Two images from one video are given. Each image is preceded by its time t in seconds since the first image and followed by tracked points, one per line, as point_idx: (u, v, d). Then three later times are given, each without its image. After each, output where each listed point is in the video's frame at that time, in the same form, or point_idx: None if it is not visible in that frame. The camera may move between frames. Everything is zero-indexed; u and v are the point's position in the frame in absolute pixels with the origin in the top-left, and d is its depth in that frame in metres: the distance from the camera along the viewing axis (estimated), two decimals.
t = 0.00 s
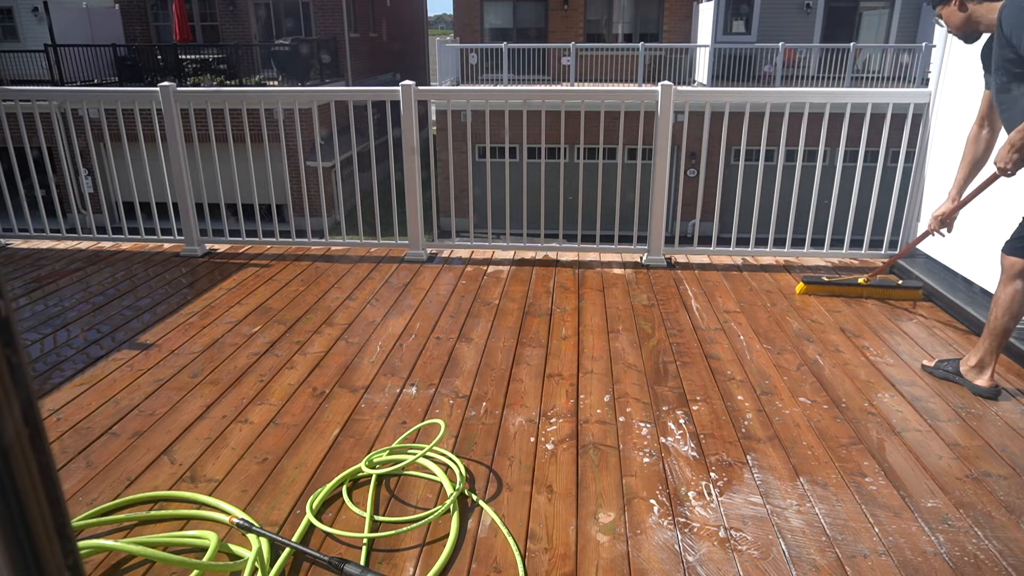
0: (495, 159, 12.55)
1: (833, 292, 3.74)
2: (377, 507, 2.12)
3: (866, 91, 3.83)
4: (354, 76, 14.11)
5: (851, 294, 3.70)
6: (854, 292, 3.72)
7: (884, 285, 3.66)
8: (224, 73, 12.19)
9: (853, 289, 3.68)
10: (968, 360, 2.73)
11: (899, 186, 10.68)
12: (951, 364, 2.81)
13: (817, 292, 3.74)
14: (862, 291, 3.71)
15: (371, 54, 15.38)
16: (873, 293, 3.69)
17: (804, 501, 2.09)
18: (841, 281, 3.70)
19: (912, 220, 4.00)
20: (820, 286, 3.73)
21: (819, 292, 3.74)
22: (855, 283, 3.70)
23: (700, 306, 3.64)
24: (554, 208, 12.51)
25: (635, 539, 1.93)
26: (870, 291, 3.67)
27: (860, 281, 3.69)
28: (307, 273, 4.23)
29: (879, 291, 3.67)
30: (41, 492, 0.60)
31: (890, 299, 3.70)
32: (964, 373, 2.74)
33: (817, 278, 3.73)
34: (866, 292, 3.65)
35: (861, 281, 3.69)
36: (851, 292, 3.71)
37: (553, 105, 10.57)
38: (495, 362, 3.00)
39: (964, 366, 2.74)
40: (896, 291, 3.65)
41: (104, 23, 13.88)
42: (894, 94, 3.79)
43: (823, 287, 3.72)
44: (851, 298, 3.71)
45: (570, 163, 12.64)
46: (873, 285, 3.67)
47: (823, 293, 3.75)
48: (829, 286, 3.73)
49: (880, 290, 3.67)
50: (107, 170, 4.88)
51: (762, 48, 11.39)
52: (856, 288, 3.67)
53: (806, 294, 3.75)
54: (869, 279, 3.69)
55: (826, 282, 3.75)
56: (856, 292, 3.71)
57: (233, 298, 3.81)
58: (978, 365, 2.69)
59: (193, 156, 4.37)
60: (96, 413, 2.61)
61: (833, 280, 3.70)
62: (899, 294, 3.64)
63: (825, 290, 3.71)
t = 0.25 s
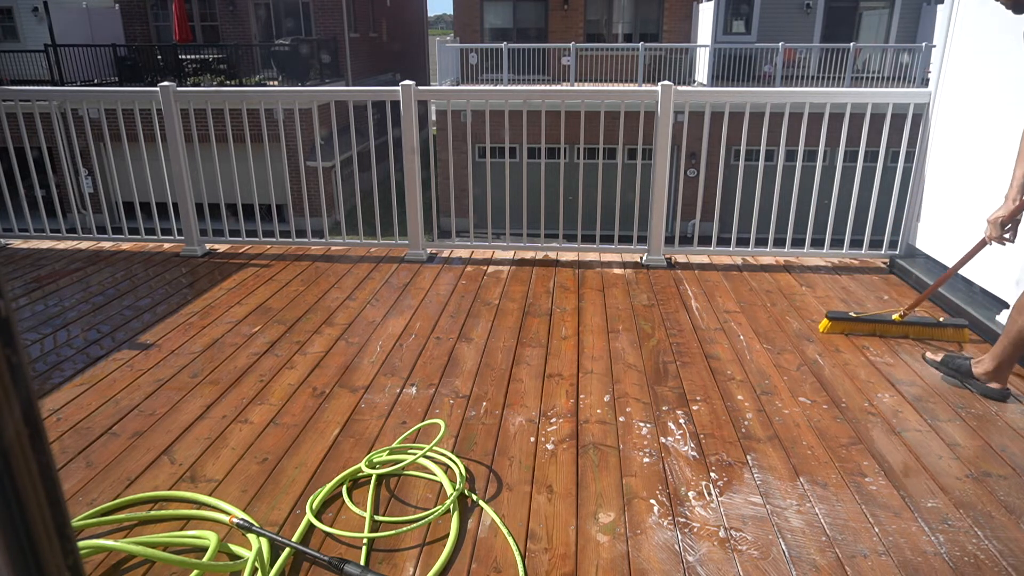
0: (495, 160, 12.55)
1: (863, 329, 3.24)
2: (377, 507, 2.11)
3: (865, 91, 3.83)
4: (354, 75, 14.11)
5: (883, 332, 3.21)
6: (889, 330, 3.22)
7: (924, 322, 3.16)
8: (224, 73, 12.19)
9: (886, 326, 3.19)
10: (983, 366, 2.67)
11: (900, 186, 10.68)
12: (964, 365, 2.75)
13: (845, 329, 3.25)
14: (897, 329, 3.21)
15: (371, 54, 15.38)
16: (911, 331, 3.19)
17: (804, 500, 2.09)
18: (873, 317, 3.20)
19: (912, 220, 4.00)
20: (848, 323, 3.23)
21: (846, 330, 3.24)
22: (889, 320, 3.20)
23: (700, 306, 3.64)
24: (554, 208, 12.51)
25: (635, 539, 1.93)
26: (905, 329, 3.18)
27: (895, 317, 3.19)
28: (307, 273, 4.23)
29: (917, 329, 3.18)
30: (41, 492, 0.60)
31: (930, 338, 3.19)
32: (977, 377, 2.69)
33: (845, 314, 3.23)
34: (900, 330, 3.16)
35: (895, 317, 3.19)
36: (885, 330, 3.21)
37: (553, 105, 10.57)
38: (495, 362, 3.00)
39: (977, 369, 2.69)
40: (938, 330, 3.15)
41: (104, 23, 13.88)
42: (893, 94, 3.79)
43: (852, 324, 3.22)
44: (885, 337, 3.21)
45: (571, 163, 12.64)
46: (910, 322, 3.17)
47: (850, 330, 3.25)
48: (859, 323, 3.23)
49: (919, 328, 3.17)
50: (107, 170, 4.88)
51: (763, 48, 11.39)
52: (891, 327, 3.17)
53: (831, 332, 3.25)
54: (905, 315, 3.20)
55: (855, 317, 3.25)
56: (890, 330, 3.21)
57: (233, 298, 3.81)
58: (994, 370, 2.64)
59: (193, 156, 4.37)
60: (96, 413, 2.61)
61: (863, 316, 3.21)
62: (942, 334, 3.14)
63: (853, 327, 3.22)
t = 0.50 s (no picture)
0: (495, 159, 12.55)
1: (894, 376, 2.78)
2: (377, 507, 2.12)
3: (865, 91, 3.83)
4: (354, 75, 14.11)
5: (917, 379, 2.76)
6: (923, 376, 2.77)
7: (963, 366, 2.72)
8: (224, 73, 12.20)
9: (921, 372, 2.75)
10: None
11: (900, 187, 10.68)
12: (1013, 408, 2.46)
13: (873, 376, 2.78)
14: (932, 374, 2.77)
15: (371, 54, 15.38)
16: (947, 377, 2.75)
17: (804, 500, 2.09)
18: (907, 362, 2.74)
19: (912, 220, 4.00)
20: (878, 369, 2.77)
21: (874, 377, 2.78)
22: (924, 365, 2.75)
23: (700, 306, 3.63)
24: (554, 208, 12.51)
25: (635, 539, 1.93)
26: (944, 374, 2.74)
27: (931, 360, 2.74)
28: (307, 273, 4.23)
29: (957, 374, 2.74)
30: (41, 492, 0.60)
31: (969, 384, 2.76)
32: None
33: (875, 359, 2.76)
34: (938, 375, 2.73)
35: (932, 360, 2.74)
36: (919, 377, 2.76)
37: (553, 105, 10.57)
38: (495, 362, 3.00)
39: None
40: (978, 374, 2.73)
41: (104, 23, 13.89)
42: (893, 94, 3.80)
43: (881, 370, 2.76)
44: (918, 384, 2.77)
45: (571, 163, 12.64)
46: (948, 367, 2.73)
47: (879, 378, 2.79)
48: (890, 369, 2.76)
49: (957, 372, 2.74)
50: (107, 170, 4.87)
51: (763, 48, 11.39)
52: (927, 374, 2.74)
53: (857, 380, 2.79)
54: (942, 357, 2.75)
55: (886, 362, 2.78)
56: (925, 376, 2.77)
57: (233, 298, 3.81)
58: None
59: (193, 156, 4.37)
60: (96, 413, 2.61)
61: (894, 362, 2.75)
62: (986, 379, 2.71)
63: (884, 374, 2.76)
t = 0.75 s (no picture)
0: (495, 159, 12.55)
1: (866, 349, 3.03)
2: (377, 507, 2.11)
3: (865, 91, 3.83)
4: (354, 75, 14.10)
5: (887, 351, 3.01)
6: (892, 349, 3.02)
7: (928, 339, 2.97)
8: (224, 73, 12.20)
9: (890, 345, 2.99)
10: (984, 388, 2.50)
11: (900, 187, 10.68)
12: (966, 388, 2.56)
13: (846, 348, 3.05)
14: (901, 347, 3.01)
15: (371, 54, 15.37)
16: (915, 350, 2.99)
17: (804, 501, 2.09)
18: (876, 336, 3.00)
19: (912, 220, 4.00)
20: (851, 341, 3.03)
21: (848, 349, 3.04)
22: (893, 338, 3.00)
23: (700, 306, 3.63)
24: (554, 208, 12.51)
25: (635, 539, 1.93)
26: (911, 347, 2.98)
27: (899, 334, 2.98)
28: (307, 273, 4.23)
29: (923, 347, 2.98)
30: (41, 492, 0.60)
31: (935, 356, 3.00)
32: (980, 399, 2.52)
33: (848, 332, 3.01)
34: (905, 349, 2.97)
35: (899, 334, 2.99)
36: (888, 349, 3.01)
37: (552, 105, 10.57)
38: (495, 362, 3.00)
39: (978, 393, 2.52)
40: (942, 347, 2.97)
41: (104, 23, 13.89)
42: (894, 93, 3.79)
43: (854, 343, 3.02)
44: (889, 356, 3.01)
45: (571, 163, 12.64)
46: (915, 340, 2.97)
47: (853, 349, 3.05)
48: (861, 341, 3.02)
49: (923, 345, 2.98)
50: (107, 170, 4.87)
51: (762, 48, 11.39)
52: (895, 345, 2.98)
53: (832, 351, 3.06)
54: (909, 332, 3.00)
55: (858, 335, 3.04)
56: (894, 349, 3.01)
57: (233, 298, 3.81)
58: (997, 391, 2.47)
59: (193, 156, 4.37)
60: (96, 413, 2.61)
61: (866, 335, 3.00)
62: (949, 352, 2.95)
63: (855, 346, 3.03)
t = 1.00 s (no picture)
0: (495, 159, 12.56)
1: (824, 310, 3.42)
2: (377, 507, 2.12)
3: (865, 91, 3.83)
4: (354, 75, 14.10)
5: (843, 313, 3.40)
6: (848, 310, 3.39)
7: (878, 303, 3.31)
8: (224, 73, 12.20)
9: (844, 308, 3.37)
10: (911, 359, 2.73)
11: (900, 187, 10.68)
12: (896, 357, 2.82)
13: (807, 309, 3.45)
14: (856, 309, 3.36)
15: (371, 54, 15.38)
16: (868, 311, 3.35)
17: (804, 500, 2.09)
18: (832, 298, 3.38)
19: (913, 220, 3.99)
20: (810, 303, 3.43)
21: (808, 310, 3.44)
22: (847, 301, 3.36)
23: (700, 306, 3.63)
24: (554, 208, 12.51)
25: (635, 539, 1.93)
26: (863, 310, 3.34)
27: (852, 298, 3.35)
28: (308, 273, 4.23)
29: (873, 309, 3.33)
30: (42, 492, 0.60)
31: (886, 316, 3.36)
32: (905, 369, 2.75)
33: (807, 295, 3.42)
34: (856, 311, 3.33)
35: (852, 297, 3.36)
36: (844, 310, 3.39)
37: (552, 105, 10.57)
38: (495, 362, 3.00)
39: (906, 363, 2.75)
40: (891, 310, 3.31)
41: (104, 23, 13.91)
42: (893, 93, 3.79)
43: (813, 305, 3.42)
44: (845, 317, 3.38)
45: (570, 163, 12.65)
46: (866, 304, 3.33)
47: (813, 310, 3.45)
48: (820, 304, 3.42)
49: (874, 308, 3.33)
50: (107, 171, 4.87)
51: (762, 48, 11.39)
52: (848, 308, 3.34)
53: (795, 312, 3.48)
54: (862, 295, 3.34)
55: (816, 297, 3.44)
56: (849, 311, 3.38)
57: (233, 298, 3.81)
58: (921, 365, 2.70)
59: (193, 156, 4.38)
60: (96, 413, 2.61)
61: (823, 298, 3.39)
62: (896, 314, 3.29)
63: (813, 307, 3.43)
